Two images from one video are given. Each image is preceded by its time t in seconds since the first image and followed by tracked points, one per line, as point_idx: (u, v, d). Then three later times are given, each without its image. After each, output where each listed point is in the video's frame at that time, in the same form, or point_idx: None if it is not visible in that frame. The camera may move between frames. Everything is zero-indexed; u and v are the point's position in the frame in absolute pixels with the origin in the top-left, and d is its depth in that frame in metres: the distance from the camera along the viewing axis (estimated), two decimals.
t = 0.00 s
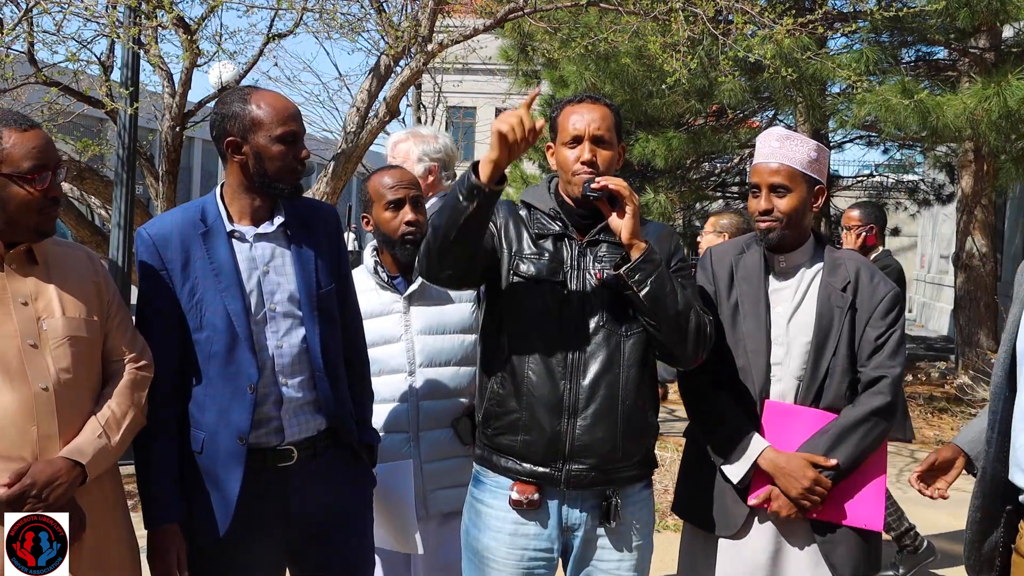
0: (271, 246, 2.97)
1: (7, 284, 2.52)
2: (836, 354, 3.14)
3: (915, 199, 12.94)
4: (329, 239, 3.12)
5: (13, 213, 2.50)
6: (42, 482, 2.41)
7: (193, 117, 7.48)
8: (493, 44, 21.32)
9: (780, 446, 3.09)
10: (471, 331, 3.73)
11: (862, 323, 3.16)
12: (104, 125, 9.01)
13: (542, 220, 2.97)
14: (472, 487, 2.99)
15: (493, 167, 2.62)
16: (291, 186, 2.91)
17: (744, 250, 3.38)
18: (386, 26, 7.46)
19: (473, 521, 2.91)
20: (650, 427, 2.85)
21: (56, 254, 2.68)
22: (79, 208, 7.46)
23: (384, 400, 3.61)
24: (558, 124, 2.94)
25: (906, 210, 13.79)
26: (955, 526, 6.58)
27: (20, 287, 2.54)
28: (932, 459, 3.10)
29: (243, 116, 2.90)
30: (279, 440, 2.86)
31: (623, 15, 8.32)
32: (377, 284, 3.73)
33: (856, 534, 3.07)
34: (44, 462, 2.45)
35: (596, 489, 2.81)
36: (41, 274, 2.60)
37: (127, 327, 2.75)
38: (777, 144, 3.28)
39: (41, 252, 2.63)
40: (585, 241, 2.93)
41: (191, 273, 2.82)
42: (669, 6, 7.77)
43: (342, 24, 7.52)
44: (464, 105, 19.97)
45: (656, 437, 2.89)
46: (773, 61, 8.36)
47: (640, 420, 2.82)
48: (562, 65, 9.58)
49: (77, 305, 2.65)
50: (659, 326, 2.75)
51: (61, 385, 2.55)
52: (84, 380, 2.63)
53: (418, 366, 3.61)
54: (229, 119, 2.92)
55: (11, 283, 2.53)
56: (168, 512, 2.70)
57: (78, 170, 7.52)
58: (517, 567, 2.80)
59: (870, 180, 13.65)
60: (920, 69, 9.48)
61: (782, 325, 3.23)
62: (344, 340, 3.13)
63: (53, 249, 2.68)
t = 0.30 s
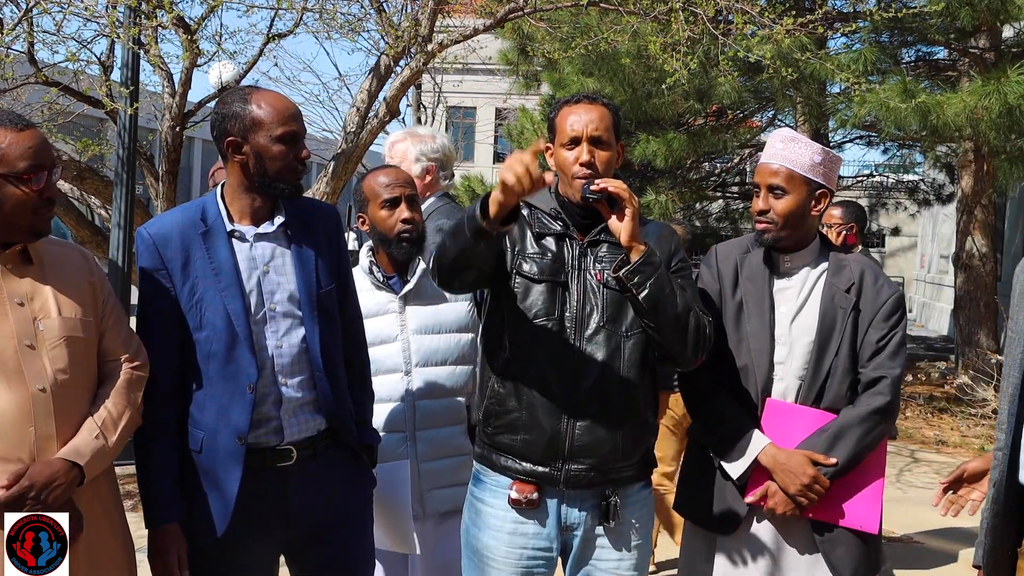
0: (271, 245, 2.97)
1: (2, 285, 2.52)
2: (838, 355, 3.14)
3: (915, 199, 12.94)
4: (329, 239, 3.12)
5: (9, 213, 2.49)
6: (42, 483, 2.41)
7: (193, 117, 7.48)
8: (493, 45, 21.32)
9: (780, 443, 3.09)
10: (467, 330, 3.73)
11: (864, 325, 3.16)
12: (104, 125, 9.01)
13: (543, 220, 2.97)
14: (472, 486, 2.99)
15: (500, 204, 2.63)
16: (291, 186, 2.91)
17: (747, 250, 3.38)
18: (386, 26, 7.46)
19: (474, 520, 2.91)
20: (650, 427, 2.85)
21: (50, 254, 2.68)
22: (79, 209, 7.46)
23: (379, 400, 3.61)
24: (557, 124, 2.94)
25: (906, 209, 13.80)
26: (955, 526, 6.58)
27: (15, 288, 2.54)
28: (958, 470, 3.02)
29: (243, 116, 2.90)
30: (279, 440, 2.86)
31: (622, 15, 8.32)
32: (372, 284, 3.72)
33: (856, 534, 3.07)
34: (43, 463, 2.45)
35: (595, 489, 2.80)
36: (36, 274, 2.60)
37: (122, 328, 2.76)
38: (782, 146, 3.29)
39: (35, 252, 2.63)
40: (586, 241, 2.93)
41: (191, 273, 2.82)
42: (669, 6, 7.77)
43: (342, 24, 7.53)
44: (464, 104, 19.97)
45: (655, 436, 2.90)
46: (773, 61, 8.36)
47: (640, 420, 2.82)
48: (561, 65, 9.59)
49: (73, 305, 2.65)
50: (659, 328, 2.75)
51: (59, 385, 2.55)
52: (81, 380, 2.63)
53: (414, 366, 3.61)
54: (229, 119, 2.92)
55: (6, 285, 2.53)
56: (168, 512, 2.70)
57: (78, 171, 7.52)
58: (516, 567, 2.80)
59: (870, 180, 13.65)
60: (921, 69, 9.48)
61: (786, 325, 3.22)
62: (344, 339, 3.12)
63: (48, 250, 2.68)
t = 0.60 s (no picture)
0: (271, 245, 2.97)
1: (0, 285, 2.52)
2: (841, 355, 3.14)
3: (915, 199, 12.94)
4: (329, 239, 3.11)
5: (8, 213, 2.48)
6: (44, 482, 2.41)
7: (193, 117, 7.48)
8: (493, 44, 21.32)
9: (780, 443, 3.09)
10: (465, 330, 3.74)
11: (867, 325, 3.17)
12: (104, 125, 9.01)
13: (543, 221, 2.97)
14: (473, 487, 2.99)
15: (496, 250, 2.65)
16: (292, 186, 2.91)
17: (750, 250, 3.38)
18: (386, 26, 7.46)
19: (474, 520, 2.91)
20: (651, 426, 2.85)
21: (45, 253, 2.67)
22: (79, 209, 7.46)
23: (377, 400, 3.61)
24: (558, 123, 2.94)
25: (906, 209, 13.81)
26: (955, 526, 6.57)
27: (13, 288, 2.54)
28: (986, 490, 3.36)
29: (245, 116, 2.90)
30: (278, 440, 2.86)
31: (622, 15, 8.31)
32: (370, 284, 3.72)
33: (856, 534, 3.07)
34: (44, 462, 2.45)
35: (596, 489, 2.80)
36: (33, 274, 2.59)
37: (119, 326, 2.75)
38: (775, 144, 3.32)
39: (31, 252, 2.63)
40: (586, 242, 2.93)
41: (191, 272, 2.82)
42: (669, 6, 7.76)
43: (342, 24, 7.53)
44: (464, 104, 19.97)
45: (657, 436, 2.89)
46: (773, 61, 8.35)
47: (641, 421, 2.82)
48: (561, 65, 9.59)
49: (69, 304, 2.65)
50: (659, 328, 2.75)
51: (58, 385, 2.55)
52: (79, 378, 2.63)
53: (412, 366, 3.62)
54: (230, 119, 2.91)
55: (3, 285, 2.52)
56: (168, 512, 2.70)
57: (78, 171, 7.52)
58: (516, 567, 2.80)
59: (870, 180, 13.65)
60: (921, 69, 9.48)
61: (788, 325, 3.22)
62: (344, 339, 3.12)
63: (43, 249, 2.67)
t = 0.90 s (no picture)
0: (272, 245, 2.97)
1: None
2: (841, 354, 3.14)
3: (915, 199, 12.95)
4: (329, 239, 3.11)
5: (6, 212, 2.48)
6: (44, 481, 2.41)
7: (193, 117, 7.48)
8: (493, 44, 21.33)
9: (781, 441, 3.08)
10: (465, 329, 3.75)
11: (868, 325, 3.17)
12: (104, 125, 9.02)
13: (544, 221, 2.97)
14: (473, 487, 2.99)
15: (525, 235, 2.73)
16: (293, 186, 2.92)
17: (752, 251, 3.38)
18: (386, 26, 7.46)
19: (475, 520, 2.91)
20: (652, 426, 2.85)
21: (43, 253, 2.67)
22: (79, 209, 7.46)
23: (378, 399, 3.61)
24: (562, 124, 2.94)
25: (906, 209, 13.81)
26: (956, 526, 6.57)
27: (12, 287, 2.54)
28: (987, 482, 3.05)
29: (246, 116, 2.89)
30: (278, 440, 2.86)
31: (622, 16, 8.31)
32: (371, 284, 3.72)
33: (856, 534, 3.07)
34: (44, 462, 2.45)
35: (597, 490, 2.80)
36: (31, 274, 2.59)
37: (118, 325, 2.75)
38: (785, 144, 3.29)
39: (29, 251, 2.63)
40: (587, 242, 2.93)
41: (192, 271, 2.82)
42: (669, 6, 7.76)
43: (342, 24, 7.53)
44: (464, 104, 19.96)
45: (658, 436, 2.89)
46: (773, 61, 8.35)
47: (642, 420, 2.82)
48: (560, 64, 9.59)
49: (67, 304, 2.65)
50: (660, 326, 2.75)
51: (57, 384, 2.55)
52: (78, 377, 2.63)
53: (413, 365, 3.62)
54: (231, 118, 2.91)
55: (2, 284, 2.52)
56: (168, 511, 2.70)
57: (78, 171, 7.52)
58: (517, 567, 2.80)
59: (870, 180, 13.66)
60: (921, 69, 9.48)
61: (788, 325, 3.21)
62: (343, 340, 3.12)
63: (41, 248, 2.67)
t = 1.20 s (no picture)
0: (272, 245, 2.97)
1: None
2: (840, 354, 3.14)
3: (914, 199, 12.94)
4: (329, 239, 3.11)
5: (3, 213, 2.48)
6: (42, 481, 2.42)
7: (193, 117, 7.48)
8: (493, 44, 21.34)
9: (783, 440, 3.08)
10: (466, 329, 3.76)
11: (866, 325, 3.17)
12: (105, 125, 9.02)
13: (546, 220, 2.98)
14: (474, 486, 2.99)
15: (512, 196, 2.72)
16: (294, 186, 2.92)
17: (751, 250, 3.37)
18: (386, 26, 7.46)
19: (476, 520, 2.91)
20: (652, 426, 2.85)
21: (42, 253, 2.67)
22: (79, 209, 7.46)
23: (380, 398, 3.60)
24: (563, 126, 2.94)
25: (905, 209, 13.80)
26: (956, 526, 6.56)
27: (9, 287, 2.54)
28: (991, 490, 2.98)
29: (246, 116, 2.89)
30: (278, 440, 2.86)
31: (622, 16, 8.32)
32: (372, 283, 3.72)
33: (857, 533, 3.06)
34: (42, 462, 2.45)
35: (596, 489, 2.80)
36: (29, 273, 2.59)
37: (116, 324, 2.76)
38: (786, 147, 3.25)
39: (27, 251, 2.63)
40: (587, 241, 2.93)
41: (192, 271, 2.82)
42: (669, 6, 7.76)
43: (342, 24, 7.53)
44: (464, 104, 19.96)
45: (659, 435, 2.89)
46: (774, 61, 8.36)
47: (641, 420, 2.82)
48: (560, 63, 9.59)
49: (65, 303, 2.64)
50: (659, 328, 2.75)
51: (56, 384, 2.55)
52: (76, 377, 2.63)
53: (414, 364, 3.62)
54: (232, 119, 2.91)
55: None
56: (167, 511, 2.70)
57: (78, 170, 7.52)
58: (516, 566, 2.80)
59: (870, 180, 13.66)
60: (921, 69, 9.48)
61: (788, 325, 3.22)
62: (344, 339, 3.12)
63: (38, 247, 2.67)
